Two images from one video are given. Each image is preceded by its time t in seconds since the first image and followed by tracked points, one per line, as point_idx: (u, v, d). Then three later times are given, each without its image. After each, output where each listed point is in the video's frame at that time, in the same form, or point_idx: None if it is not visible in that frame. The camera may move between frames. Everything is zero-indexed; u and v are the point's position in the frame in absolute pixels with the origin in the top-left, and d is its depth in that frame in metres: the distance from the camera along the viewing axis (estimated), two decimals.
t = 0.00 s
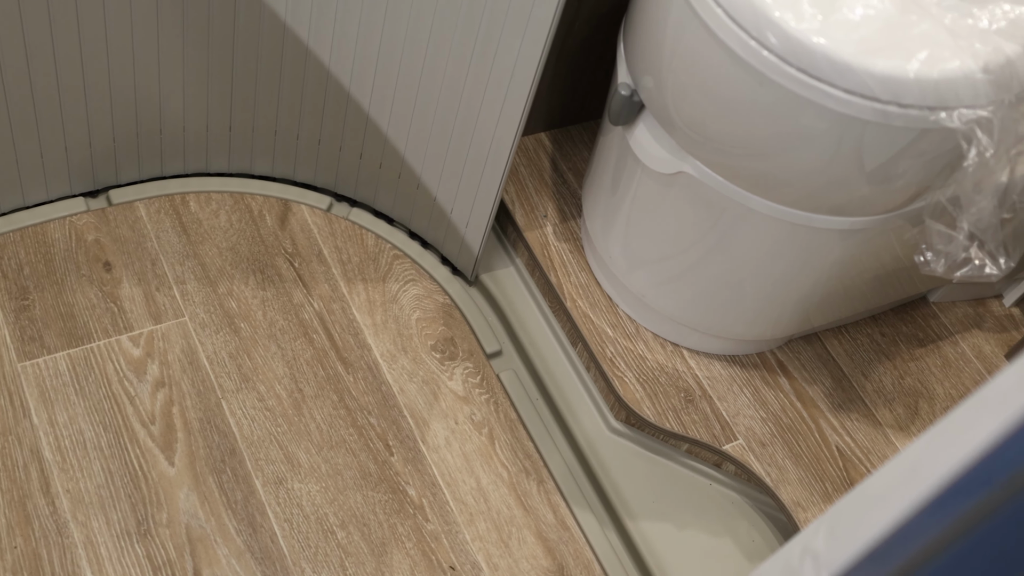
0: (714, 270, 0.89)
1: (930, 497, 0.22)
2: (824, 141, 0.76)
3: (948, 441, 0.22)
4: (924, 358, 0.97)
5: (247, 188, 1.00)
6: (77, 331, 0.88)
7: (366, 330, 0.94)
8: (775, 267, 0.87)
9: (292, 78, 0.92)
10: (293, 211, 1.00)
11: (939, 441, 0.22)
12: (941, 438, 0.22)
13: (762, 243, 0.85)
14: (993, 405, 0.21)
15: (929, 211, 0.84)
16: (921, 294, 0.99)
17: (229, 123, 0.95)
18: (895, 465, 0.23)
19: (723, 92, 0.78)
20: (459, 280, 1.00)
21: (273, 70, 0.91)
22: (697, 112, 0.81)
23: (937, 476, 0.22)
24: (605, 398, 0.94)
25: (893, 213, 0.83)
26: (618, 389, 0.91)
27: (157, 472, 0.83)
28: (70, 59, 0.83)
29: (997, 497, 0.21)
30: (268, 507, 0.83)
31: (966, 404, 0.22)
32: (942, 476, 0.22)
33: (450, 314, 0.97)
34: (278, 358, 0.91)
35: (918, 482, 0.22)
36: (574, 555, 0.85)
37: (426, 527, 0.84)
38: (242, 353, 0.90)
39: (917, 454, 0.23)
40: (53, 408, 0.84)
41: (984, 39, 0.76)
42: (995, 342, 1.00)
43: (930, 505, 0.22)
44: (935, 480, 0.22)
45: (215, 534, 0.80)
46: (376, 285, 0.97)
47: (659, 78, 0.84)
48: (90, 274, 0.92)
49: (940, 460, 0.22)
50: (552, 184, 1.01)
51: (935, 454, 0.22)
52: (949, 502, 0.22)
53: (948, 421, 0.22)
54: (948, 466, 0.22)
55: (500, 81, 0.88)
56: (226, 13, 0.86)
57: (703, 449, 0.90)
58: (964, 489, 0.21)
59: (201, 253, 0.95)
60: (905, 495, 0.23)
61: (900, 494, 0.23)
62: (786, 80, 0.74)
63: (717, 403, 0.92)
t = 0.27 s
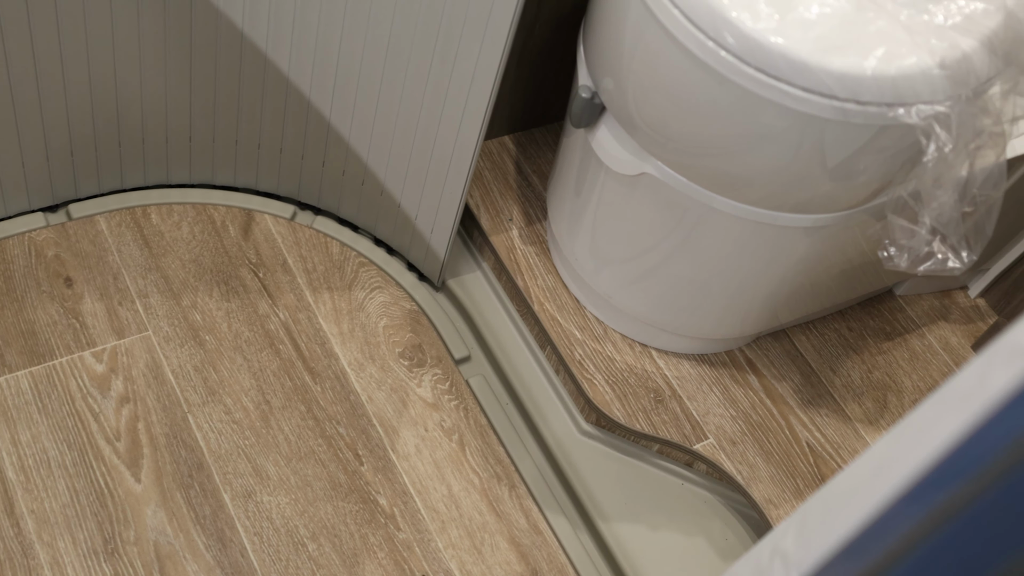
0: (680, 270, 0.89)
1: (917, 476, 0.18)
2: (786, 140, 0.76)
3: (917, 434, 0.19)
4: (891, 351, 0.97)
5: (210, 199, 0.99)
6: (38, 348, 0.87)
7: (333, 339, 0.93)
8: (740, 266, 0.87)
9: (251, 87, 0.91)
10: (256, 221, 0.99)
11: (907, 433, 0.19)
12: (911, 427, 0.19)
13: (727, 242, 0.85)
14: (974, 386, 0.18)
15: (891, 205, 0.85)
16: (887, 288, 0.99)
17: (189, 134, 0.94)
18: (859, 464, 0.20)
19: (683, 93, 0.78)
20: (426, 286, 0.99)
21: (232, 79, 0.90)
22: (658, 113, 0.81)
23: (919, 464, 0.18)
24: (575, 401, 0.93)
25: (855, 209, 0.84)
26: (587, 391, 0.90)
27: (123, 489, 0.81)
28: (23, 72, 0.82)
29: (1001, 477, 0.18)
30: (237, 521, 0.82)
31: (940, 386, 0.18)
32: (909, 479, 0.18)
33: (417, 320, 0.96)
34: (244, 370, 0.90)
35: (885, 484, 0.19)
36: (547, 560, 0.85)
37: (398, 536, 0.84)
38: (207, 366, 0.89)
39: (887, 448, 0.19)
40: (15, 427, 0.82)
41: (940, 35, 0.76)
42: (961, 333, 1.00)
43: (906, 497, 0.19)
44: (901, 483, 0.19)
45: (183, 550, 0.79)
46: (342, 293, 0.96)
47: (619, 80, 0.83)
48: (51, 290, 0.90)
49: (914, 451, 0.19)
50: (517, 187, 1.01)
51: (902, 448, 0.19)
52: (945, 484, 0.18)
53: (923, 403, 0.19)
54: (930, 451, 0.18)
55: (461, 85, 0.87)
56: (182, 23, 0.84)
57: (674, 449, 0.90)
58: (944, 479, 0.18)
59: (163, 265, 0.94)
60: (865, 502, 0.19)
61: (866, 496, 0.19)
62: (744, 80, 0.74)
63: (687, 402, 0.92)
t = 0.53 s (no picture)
0: (645, 273, 0.89)
1: (886, 472, 0.21)
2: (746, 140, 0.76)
3: (879, 434, 0.21)
4: (857, 348, 0.98)
5: (170, 212, 0.98)
6: None
7: (298, 351, 0.92)
8: (704, 267, 0.87)
9: (209, 99, 0.90)
10: (217, 233, 0.98)
11: (871, 435, 0.22)
12: (875, 430, 0.21)
13: (691, 243, 0.85)
14: (929, 391, 0.20)
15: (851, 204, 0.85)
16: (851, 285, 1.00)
17: (146, 147, 0.93)
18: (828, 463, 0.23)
19: (643, 97, 0.78)
20: (391, 295, 0.99)
21: (188, 91, 0.89)
22: (619, 117, 0.81)
23: (887, 464, 0.21)
24: (544, 407, 0.93)
25: (816, 207, 0.84)
26: (556, 397, 0.90)
27: (87, 510, 0.80)
28: None
29: (958, 465, 0.21)
30: (204, 539, 0.80)
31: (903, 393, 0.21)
32: (882, 481, 0.21)
33: (383, 330, 0.96)
34: (208, 386, 0.88)
35: (857, 486, 0.22)
36: (520, 568, 0.84)
37: (368, 549, 0.82)
38: (170, 382, 0.88)
39: (855, 451, 0.22)
40: None
41: (895, 34, 0.77)
42: (926, 328, 1.01)
43: (879, 496, 0.22)
44: (873, 484, 0.21)
45: (150, 570, 0.78)
46: (306, 305, 0.95)
47: (579, 85, 0.83)
48: (8, 308, 0.88)
49: (879, 451, 0.21)
50: (480, 193, 1.00)
51: (867, 449, 0.22)
52: (911, 474, 0.21)
53: (883, 406, 0.22)
54: (896, 451, 0.21)
55: (421, 92, 0.87)
56: (135, 36, 0.83)
57: (645, 452, 0.90)
58: (910, 470, 0.21)
59: (123, 281, 0.93)
60: (836, 498, 0.22)
61: (838, 493, 0.22)
62: (703, 84, 0.75)
63: (656, 405, 0.91)
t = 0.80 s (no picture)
0: (612, 279, 0.88)
1: (861, 482, 0.21)
2: (710, 144, 0.76)
3: (851, 437, 0.22)
4: (828, 348, 0.98)
5: (133, 227, 0.97)
6: None
7: (266, 364, 0.91)
8: (670, 273, 0.87)
9: (170, 114, 0.89)
10: (182, 247, 0.97)
11: (842, 439, 0.22)
12: (846, 434, 0.22)
13: (658, 248, 0.85)
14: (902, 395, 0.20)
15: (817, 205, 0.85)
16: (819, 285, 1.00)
17: (108, 163, 0.92)
18: (797, 469, 0.23)
19: (606, 104, 0.78)
20: (359, 305, 0.98)
21: (150, 106, 0.88)
22: (582, 123, 0.81)
23: (860, 470, 0.21)
24: (515, 415, 0.93)
25: (780, 210, 0.84)
26: (527, 405, 0.89)
27: (54, 531, 0.78)
28: None
29: (943, 462, 0.21)
30: (174, 557, 0.79)
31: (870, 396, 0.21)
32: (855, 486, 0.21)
33: (352, 341, 0.95)
34: (176, 402, 0.87)
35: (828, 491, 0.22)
36: None
37: (341, 563, 0.81)
38: (137, 400, 0.87)
39: (824, 456, 0.22)
40: None
41: (855, 36, 0.77)
42: (895, 326, 1.01)
43: (857, 500, 0.22)
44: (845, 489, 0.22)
45: None
46: (273, 317, 0.94)
47: (542, 92, 0.83)
48: None
49: (847, 456, 0.22)
50: (447, 201, 1.00)
51: (837, 454, 0.22)
52: (891, 473, 0.21)
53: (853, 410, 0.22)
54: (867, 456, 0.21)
55: (384, 102, 0.86)
56: (94, 51, 0.82)
57: (617, 458, 0.89)
58: (890, 470, 0.21)
59: (87, 298, 0.92)
60: (814, 501, 0.22)
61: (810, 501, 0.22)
62: (665, 90, 0.74)
63: (627, 411, 0.91)
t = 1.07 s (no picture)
0: (585, 286, 0.88)
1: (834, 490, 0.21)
2: (679, 151, 0.76)
3: (825, 445, 0.21)
4: (801, 350, 0.98)
5: (102, 243, 0.96)
6: None
7: (238, 379, 0.90)
8: (642, 279, 0.87)
9: (137, 128, 0.88)
10: (151, 262, 0.97)
11: (817, 446, 0.21)
12: (821, 441, 0.21)
13: (629, 255, 0.85)
14: (876, 396, 0.20)
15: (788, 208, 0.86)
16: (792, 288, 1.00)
17: (75, 178, 0.91)
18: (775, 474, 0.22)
19: (574, 112, 0.78)
20: (332, 317, 0.98)
21: (115, 120, 0.87)
22: (551, 131, 0.80)
23: (834, 478, 0.21)
24: (491, 424, 0.93)
25: (750, 214, 0.84)
26: (502, 414, 0.89)
27: (24, 552, 0.76)
28: None
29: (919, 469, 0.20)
30: None
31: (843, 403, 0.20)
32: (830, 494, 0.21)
33: (325, 354, 0.94)
34: (148, 419, 0.86)
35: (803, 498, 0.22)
36: None
37: None
38: (108, 417, 0.85)
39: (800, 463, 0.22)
40: None
41: (821, 40, 0.77)
42: (868, 327, 1.02)
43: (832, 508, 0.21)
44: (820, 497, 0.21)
45: None
46: (245, 331, 0.94)
47: (511, 101, 0.83)
48: None
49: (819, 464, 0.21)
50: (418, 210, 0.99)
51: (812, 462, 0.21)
52: (871, 477, 0.21)
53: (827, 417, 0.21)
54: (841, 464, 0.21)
55: (353, 112, 0.86)
56: (57, 66, 0.81)
57: (594, 465, 0.89)
58: (870, 473, 0.21)
59: (55, 315, 0.90)
60: (790, 508, 0.22)
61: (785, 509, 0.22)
62: (633, 97, 0.74)
63: (602, 417, 0.91)
